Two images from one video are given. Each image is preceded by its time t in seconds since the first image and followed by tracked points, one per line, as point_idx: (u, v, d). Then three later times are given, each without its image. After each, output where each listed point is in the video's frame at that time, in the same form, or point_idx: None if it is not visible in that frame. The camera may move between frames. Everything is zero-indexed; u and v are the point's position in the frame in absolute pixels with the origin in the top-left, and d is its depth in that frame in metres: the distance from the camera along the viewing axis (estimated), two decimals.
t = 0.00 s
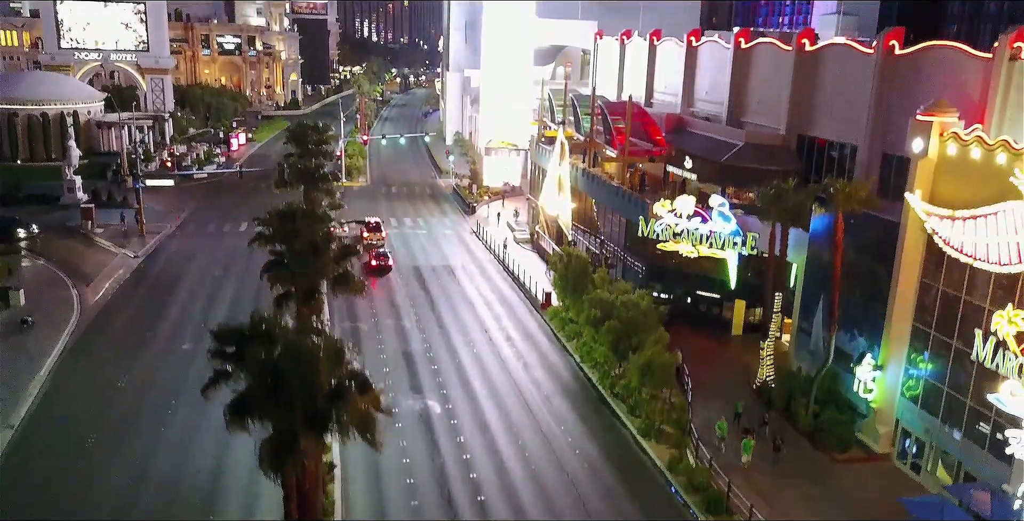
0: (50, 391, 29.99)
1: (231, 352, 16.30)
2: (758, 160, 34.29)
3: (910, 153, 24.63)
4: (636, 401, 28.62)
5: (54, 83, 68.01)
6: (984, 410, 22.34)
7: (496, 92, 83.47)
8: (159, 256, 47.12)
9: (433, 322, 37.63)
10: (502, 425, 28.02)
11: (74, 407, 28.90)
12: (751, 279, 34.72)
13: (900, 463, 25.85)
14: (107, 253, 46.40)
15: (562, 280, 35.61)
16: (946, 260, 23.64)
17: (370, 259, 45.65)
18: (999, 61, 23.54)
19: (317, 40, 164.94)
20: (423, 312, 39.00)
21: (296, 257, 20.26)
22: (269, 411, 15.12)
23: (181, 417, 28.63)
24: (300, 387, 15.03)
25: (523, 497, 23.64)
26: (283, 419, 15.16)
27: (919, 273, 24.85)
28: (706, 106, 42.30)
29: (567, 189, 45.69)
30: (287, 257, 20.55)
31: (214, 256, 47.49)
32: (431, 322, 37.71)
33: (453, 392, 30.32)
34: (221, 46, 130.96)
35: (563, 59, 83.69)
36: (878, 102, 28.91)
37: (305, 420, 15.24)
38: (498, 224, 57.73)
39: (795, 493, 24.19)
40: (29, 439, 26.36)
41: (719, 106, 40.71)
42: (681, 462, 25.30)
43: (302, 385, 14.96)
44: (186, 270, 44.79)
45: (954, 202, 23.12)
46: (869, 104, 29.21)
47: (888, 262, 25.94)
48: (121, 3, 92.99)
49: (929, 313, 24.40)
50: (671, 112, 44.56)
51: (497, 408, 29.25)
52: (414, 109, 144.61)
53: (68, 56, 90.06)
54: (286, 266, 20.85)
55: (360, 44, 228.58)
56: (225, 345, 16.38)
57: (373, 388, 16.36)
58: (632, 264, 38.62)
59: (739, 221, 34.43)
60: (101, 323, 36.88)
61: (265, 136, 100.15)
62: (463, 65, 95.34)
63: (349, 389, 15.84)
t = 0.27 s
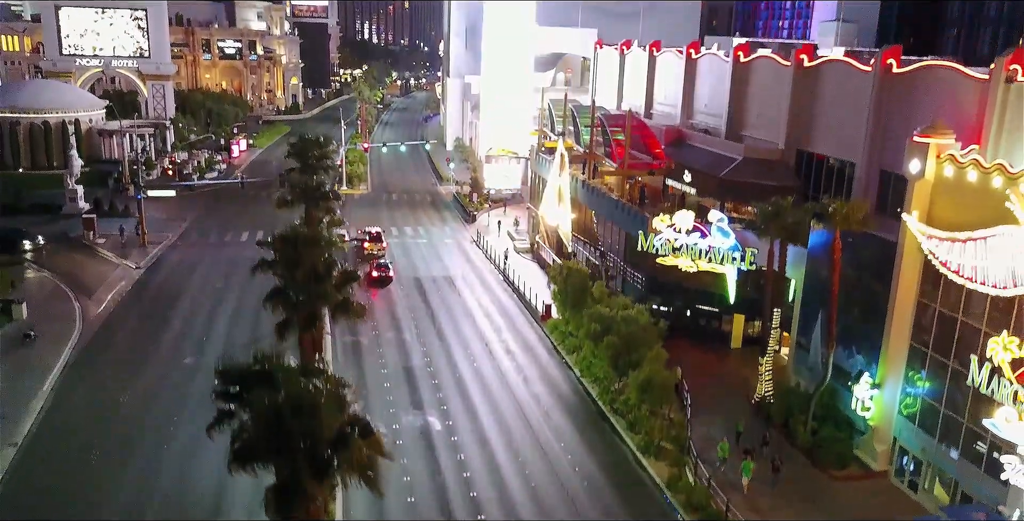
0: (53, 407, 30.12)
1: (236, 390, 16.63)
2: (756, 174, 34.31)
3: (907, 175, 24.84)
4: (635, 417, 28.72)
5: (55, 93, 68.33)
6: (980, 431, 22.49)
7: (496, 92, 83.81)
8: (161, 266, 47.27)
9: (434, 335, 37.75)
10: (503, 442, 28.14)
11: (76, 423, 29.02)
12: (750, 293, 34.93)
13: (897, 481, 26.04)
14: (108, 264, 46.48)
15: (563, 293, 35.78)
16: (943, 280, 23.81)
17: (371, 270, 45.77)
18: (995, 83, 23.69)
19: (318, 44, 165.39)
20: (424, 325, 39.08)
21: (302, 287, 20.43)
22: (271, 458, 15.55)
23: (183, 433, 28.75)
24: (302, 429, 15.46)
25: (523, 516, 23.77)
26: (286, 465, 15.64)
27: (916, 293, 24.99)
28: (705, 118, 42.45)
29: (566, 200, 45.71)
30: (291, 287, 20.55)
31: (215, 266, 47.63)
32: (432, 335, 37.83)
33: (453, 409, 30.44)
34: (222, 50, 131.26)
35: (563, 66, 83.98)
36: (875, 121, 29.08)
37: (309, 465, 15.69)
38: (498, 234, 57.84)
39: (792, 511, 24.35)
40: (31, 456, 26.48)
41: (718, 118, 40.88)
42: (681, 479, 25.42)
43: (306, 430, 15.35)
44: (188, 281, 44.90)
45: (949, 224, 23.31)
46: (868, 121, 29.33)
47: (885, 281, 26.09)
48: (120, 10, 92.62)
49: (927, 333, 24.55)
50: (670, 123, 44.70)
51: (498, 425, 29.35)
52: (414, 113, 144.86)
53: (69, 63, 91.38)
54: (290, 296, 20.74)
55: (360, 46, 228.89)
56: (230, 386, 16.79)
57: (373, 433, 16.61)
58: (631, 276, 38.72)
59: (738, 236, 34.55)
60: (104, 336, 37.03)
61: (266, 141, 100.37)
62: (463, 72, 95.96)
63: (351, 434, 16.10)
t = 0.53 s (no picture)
0: (58, 456, 30.62)
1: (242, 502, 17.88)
2: (750, 220, 34.71)
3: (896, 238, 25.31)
4: (629, 466, 29.14)
5: (59, 117, 69.03)
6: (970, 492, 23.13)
7: (496, 91, 83.18)
8: (164, 299, 47.80)
9: (433, 376, 38.22)
10: (501, 494, 28.58)
11: (81, 473, 29.50)
12: (744, 337, 35.53)
13: None
14: (112, 298, 47.08)
15: (560, 336, 36.22)
16: (931, 343, 24.32)
17: (371, 303, 46.34)
18: (981, 150, 24.13)
19: (319, 55, 165.89)
20: (423, 364, 39.52)
21: (305, 365, 20.33)
22: None
23: (187, 482, 29.23)
24: None
25: None
26: None
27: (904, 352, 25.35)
28: (702, 156, 43.04)
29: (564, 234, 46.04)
30: (294, 362, 20.46)
31: (218, 299, 48.26)
32: (431, 375, 38.30)
33: (451, 457, 30.88)
34: (223, 63, 131.87)
35: (563, 85, 86.64)
36: (867, 176, 29.62)
37: None
38: (497, 261, 58.49)
39: None
40: (36, 510, 26.93)
41: (715, 156, 41.43)
42: None
43: None
44: (191, 315, 45.50)
45: (937, 289, 23.77)
46: (859, 175, 29.89)
47: (875, 339, 26.63)
48: (123, 29, 93.42)
49: (915, 393, 25.05)
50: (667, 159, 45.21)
51: (496, 475, 29.80)
52: (415, 125, 145.46)
53: (72, 82, 91.04)
54: (292, 371, 20.71)
55: (361, 53, 229.92)
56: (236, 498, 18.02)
57: None
58: (628, 316, 39.23)
59: (733, 283, 35.11)
60: (108, 376, 37.54)
61: (267, 157, 100.88)
62: (465, 92, 97.01)
63: None
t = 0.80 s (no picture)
0: (59, 466, 30.75)
1: None
2: (749, 230, 34.82)
3: (894, 253, 25.37)
4: (627, 477, 29.26)
5: (58, 122, 68.75)
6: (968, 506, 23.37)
7: (496, 91, 83.01)
8: (165, 306, 47.94)
9: (433, 385, 38.31)
10: (501, 505, 28.64)
11: (83, 483, 29.60)
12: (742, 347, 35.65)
13: None
14: (113, 305, 47.19)
15: (560, 346, 36.31)
16: (928, 358, 24.45)
17: (371, 310, 46.45)
18: (979, 165, 24.38)
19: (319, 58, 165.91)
20: (423, 373, 39.65)
21: (305, 382, 20.37)
22: None
23: (189, 492, 29.32)
24: None
25: None
26: None
27: (903, 365, 25.44)
28: (701, 164, 43.20)
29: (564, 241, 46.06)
30: (293, 379, 20.53)
31: (219, 306, 48.39)
32: (431, 384, 38.40)
33: (451, 468, 30.95)
34: (224, 66, 132.27)
35: (563, 89, 87.06)
36: (865, 188, 29.76)
37: None
38: (497, 267, 58.61)
39: None
40: None
41: (714, 164, 41.60)
42: None
43: None
44: (192, 323, 45.63)
45: (935, 304, 23.85)
46: (857, 187, 30.07)
47: (873, 351, 26.74)
48: (122, 33, 93.48)
49: (912, 406, 25.19)
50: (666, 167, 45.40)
51: (495, 486, 29.87)
52: (415, 128, 145.67)
53: (73, 86, 92.35)
54: (292, 387, 20.81)
55: (361, 55, 230.01)
56: None
57: None
58: (627, 324, 39.36)
59: (732, 292, 35.17)
60: (109, 385, 37.69)
61: (267, 160, 101.06)
62: (465, 95, 97.06)
63: None
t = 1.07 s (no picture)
0: (61, 478, 30.87)
1: None
2: (748, 241, 34.89)
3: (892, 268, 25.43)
4: (627, 489, 29.33)
5: (58, 127, 69.24)
6: None
7: (496, 91, 82.28)
8: (166, 314, 48.05)
9: (433, 395, 38.38)
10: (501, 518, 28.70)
11: (84, 495, 29.71)
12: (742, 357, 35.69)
13: None
14: (114, 313, 47.29)
15: (560, 356, 36.35)
16: (926, 374, 24.57)
17: (371, 319, 46.53)
18: (976, 180, 24.37)
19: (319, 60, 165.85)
20: (424, 382, 39.70)
21: (305, 401, 20.47)
22: None
23: (190, 503, 29.42)
24: None
25: None
26: None
27: (901, 380, 25.55)
28: (701, 174, 43.30)
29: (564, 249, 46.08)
30: (294, 397, 20.64)
31: (220, 314, 48.52)
32: (431, 394, 38.45)
33: (452, 480, 31.02)
34: (224, 70, 132.39)
35: (563, 94, 88.43)
36: (864, 201, 29.83)
37: None
38: (497, 273, 58.74)
39: None
40: None
41: (714, 174, 41.70)
42: None
43: None
44: (193, 331, 45.73)
45: (933, 320, 23.91)
46: (855, 199, 30.18)
47: (872, 365, 26.79)
48: (123, 38, 93.63)
49: (911, 421, 25.31)
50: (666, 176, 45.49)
51: (495, 499, 29.93)
52: (415, 130, 145.75)
53: (74, 90, 93.03)
54: (292, 405, 20.92)
55: (361, 57, 230.17)
56: None
57: None
58: (626, 334, 39.44)
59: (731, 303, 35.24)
60: (111, 395, 37.82)
61: (268, 163, 101.21)
62: (465, 99, 96.94)
63: None
